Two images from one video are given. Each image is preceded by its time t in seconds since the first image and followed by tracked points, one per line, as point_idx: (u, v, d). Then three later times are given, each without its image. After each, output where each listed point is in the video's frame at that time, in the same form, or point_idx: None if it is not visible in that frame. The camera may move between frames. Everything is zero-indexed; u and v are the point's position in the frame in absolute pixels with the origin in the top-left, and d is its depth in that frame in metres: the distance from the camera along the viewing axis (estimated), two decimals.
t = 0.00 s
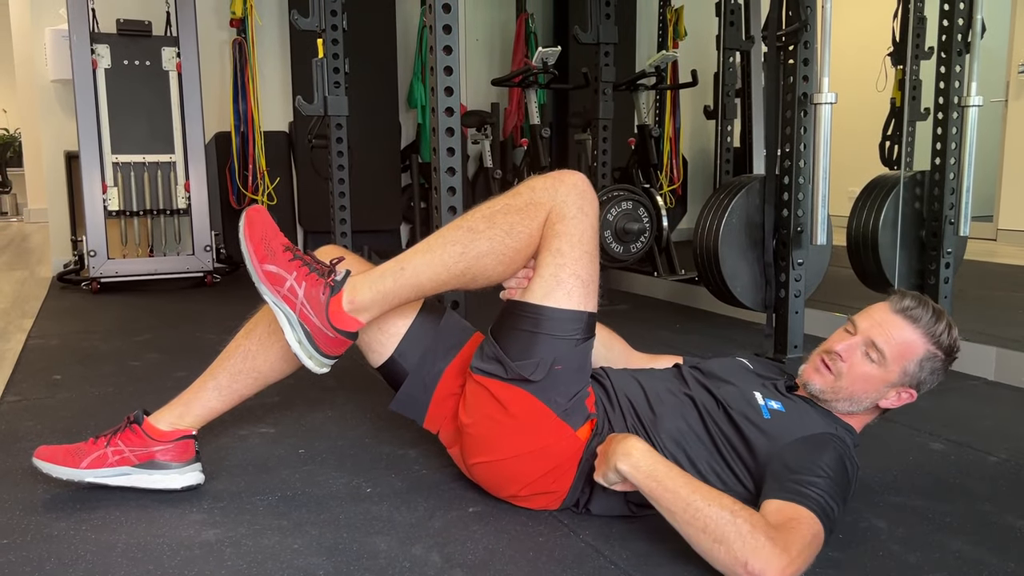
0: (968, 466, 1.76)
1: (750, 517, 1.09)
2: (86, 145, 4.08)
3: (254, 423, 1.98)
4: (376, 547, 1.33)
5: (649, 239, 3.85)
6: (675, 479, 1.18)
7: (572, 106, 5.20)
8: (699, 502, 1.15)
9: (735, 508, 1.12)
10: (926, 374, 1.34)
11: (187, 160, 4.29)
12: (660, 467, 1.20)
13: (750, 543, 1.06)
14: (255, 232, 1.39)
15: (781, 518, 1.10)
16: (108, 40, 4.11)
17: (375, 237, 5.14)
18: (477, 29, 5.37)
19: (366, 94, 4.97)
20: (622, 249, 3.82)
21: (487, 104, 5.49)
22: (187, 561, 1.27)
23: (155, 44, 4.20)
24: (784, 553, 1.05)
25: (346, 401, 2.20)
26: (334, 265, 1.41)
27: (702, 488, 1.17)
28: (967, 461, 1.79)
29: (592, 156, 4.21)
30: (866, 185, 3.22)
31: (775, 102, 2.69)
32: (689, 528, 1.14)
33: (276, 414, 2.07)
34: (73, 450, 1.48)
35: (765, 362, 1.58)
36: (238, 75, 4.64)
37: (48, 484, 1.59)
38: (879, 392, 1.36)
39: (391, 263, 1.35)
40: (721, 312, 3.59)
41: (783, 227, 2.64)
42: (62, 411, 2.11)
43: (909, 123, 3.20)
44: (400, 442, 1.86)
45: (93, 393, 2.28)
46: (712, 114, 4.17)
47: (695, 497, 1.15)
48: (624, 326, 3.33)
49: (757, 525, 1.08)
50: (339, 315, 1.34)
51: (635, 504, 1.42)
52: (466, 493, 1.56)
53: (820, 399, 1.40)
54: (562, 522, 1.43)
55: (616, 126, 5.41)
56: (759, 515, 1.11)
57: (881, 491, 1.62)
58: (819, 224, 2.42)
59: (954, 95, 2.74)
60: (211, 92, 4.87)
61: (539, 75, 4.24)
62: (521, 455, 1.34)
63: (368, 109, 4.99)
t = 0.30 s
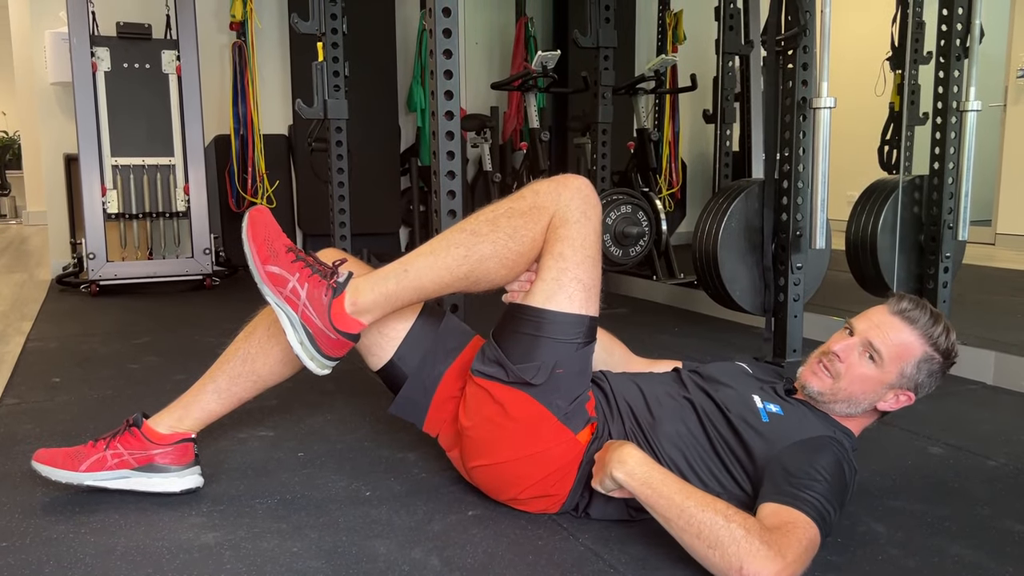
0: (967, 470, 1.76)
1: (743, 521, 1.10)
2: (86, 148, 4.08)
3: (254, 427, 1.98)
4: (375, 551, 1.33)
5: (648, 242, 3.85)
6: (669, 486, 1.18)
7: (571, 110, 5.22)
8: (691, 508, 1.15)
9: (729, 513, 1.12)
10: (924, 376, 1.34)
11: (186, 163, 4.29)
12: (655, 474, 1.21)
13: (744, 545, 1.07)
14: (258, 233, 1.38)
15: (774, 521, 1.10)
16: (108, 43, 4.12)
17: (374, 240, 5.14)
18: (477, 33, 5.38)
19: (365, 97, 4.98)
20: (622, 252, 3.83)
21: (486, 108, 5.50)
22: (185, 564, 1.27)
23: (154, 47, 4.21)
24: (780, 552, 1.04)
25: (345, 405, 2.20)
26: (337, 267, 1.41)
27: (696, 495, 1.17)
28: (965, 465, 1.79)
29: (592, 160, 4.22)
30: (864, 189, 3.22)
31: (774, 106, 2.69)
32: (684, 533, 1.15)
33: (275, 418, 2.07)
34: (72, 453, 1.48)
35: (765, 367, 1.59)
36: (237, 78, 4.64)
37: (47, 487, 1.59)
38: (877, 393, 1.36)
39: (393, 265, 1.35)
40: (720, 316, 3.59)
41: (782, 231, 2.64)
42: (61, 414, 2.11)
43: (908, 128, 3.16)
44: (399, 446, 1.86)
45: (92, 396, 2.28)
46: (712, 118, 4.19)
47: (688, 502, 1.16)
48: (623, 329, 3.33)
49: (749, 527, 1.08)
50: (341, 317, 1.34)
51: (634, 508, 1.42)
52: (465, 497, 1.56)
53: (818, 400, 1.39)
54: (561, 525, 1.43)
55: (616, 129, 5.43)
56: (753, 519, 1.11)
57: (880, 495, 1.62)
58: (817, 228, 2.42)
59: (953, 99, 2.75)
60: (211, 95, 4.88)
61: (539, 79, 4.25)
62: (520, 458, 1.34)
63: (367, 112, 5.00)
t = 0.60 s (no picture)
0: (965, 472, 1.77)
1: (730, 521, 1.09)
2: (85, 149, 4.08)
3: (252, 428, 1.98)
4: (373, 553, 1.32)
5: (647, 244, 3.85)
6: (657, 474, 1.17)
7: (570, 112, 5.22)
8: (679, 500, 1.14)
9: (717, 509, 1.12)
10: (922, 380, 1.34)
11: (185, 165, 4.29)
12: (644, 461, 1.18)
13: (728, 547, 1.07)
14: (257, 228, 1.39)
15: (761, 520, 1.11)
16: (107, 45, 4.12)
17: (373, 242, 5.13)
18: (477, 35, 5.35)
19: (364, 100, 4.98)
20: (620, 254, 3.83)
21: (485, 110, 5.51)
22: (183, 566, 1.27)
23: (154, 48, 4.21)
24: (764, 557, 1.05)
25: (344, 406, 2.20)
26: (335, 264, 1.41)
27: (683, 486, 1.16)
28: (964, 468, 1.79)
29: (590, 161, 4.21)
30: (863, 191, 3.22)
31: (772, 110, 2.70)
32: (667, 524, 1.14)
33: (273, 419, 2.07)
34: (70, 454, 1.48)
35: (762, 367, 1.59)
36: (236, 79, 4.64)
37: (45, 488, 1.59)
38: (873, 396, 1.36)
39: (391, 265, 1.35)
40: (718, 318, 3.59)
41: (780, 233, 2.65)
42: (59, 415, 2.11)
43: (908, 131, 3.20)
44: (397, 447, 1.86)
45: (91, 398, 2.27)
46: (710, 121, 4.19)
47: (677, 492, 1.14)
48: (621, 331, 3.33)
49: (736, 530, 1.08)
50: (338, 314, 1.34)
51: (633, 511, 1.42)
52: (464, 499, 1.55)
53: (815, 399, 1.40)
54: (560, 527, 1.43)
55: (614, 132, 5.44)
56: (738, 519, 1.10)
57: (878, 497, 1.62)
58: (816, 230, 2.42)
59: (952, 102, 2.76)
60: (210, 97, 4.88)
61: (538, 81, 4.25)
62: (519, 459, 1.34)
63: (366, 115, 5.00)
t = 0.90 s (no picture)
0: (963, 473, 1.77)
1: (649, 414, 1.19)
2: (84, 149, 4.08)
3: (251, 429, 1.98)
4: (371, 553, 1.32)
5: (646, 245, 3.86)
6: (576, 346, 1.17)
7: (569, 113, 5.23)
8: (597, 377, 1.17)
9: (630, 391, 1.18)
10: (920, 387, 1.34)
11: (184, 165, 4.29)
12: (564, 331, 1.17)
13: (633, 432, 1.18)
14: (254, 240, 1.39)
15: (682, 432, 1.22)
16: (106, 45, 4.12)
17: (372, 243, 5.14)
18: (477, 36, 5.36)
19: (363, 100, 4.98)
20: (620, 255, 3.83)
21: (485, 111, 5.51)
22: (181, 566, 1.27)
23: (153, 49, 4.21)
24: (660, 454, 1.19)
25: (343, 407, 2.20)
26: (334, 272, 1.41)
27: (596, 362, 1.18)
28: (962, 469, 1.79)
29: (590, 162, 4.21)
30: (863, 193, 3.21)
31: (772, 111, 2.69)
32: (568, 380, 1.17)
33: (272, 420, 2.07)
34: (68, 455, 1.48)
35: (759, 368, 1.59)
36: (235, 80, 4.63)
37: (44, 488, 1.59)
38: (870, 400, 1.36)
39: (391, 271, 1.35)
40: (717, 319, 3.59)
41: (780, 234, 2.65)
42: (58, 416, 2.11)
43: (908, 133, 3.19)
44: (396, 448, 1.86)
45: (89, 398, 2.27)
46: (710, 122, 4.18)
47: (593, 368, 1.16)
48: (620, 332, 3.33)
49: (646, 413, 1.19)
50: (339, 323, 1.34)
51: (631, 510, 1.44)
52: (462, 500, 1.55)
53: (811, 401, 1.41)
54: (558, 528, 1.43)
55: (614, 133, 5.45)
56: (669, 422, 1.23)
57: (877, 498, 1.62)
58: (815, 231, 2.42)
59: (951, 103, 2.77)
60: (209, 97, 4.87)
61: (537, 81, 4.25)
62: (516, 462, 1.34)
63: (366, 115, 5.00)
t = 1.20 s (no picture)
0: (964, 474, 1.77)
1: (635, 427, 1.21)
2: (84, 149, 4.08)
3: (251, 428, 1.98)
4: (371, 553, 1.33)
5: (646, 246, 3.87)
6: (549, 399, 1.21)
7: (569, 113, 5.23)
8: (574, 407, 1.20)
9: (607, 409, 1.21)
10: (922, 383, 1.35)
11: (184, 165, 4.29)
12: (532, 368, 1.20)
13: (620, 443, 1.20)
14: (260, 237, 1.40)
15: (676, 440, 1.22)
16: (106, 45, 4.12)
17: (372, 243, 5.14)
18: (476, 37, 5.39)
19: (364, 100, 4.98)
20: (620, 255, 3.83)
21: (485, 111, 5.50)
22: (182, 566, 1.27)
23: (153, 49, 4.21)
24: (653, 459, 1.21)
25: (343, 407, 2.20)
26: (341, 270, 1.41)
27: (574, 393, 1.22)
28: (962, 469, 1.79)
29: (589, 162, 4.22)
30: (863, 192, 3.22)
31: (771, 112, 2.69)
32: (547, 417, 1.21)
33: (272, 420, 2.07)
34: (69, 454, 1.48)
35: (760, 369, 1.59)
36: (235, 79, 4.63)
37: (44, 488, 1.59)
38: (873, 398, 1.36)
39: (397, 269, 1.34)
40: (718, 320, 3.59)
41: (780, 234, 2.65)
42: (58, 415, 2.11)
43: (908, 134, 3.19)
44: (396, 448, 1.86)
45: (89, 398, 2.27)
46: (710, 122, 4.19)
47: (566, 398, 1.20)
48: (620, 333, 3.33)
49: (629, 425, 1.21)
50: (345, 321, 1.34)
51: (632, 510, 1.44)
52: (463, 500, 1.55)
53: (815, 402, 1.40)
54: (558, 527, 1.43)
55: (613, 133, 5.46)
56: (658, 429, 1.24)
57: (877, 499, 1.62)
58: (815, 232, 2.42)
59: (951, 104, 2.76)
60: (209, 97, 4.88)
61: (537, 82, 4.25)
62: (517, 460, 1.34)
63: (366, 115, 5.00)
